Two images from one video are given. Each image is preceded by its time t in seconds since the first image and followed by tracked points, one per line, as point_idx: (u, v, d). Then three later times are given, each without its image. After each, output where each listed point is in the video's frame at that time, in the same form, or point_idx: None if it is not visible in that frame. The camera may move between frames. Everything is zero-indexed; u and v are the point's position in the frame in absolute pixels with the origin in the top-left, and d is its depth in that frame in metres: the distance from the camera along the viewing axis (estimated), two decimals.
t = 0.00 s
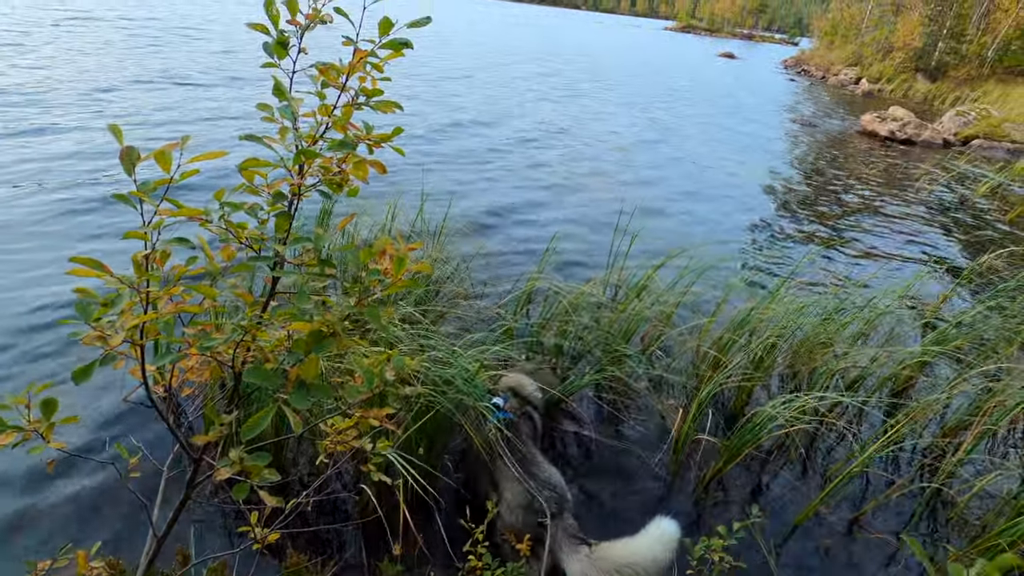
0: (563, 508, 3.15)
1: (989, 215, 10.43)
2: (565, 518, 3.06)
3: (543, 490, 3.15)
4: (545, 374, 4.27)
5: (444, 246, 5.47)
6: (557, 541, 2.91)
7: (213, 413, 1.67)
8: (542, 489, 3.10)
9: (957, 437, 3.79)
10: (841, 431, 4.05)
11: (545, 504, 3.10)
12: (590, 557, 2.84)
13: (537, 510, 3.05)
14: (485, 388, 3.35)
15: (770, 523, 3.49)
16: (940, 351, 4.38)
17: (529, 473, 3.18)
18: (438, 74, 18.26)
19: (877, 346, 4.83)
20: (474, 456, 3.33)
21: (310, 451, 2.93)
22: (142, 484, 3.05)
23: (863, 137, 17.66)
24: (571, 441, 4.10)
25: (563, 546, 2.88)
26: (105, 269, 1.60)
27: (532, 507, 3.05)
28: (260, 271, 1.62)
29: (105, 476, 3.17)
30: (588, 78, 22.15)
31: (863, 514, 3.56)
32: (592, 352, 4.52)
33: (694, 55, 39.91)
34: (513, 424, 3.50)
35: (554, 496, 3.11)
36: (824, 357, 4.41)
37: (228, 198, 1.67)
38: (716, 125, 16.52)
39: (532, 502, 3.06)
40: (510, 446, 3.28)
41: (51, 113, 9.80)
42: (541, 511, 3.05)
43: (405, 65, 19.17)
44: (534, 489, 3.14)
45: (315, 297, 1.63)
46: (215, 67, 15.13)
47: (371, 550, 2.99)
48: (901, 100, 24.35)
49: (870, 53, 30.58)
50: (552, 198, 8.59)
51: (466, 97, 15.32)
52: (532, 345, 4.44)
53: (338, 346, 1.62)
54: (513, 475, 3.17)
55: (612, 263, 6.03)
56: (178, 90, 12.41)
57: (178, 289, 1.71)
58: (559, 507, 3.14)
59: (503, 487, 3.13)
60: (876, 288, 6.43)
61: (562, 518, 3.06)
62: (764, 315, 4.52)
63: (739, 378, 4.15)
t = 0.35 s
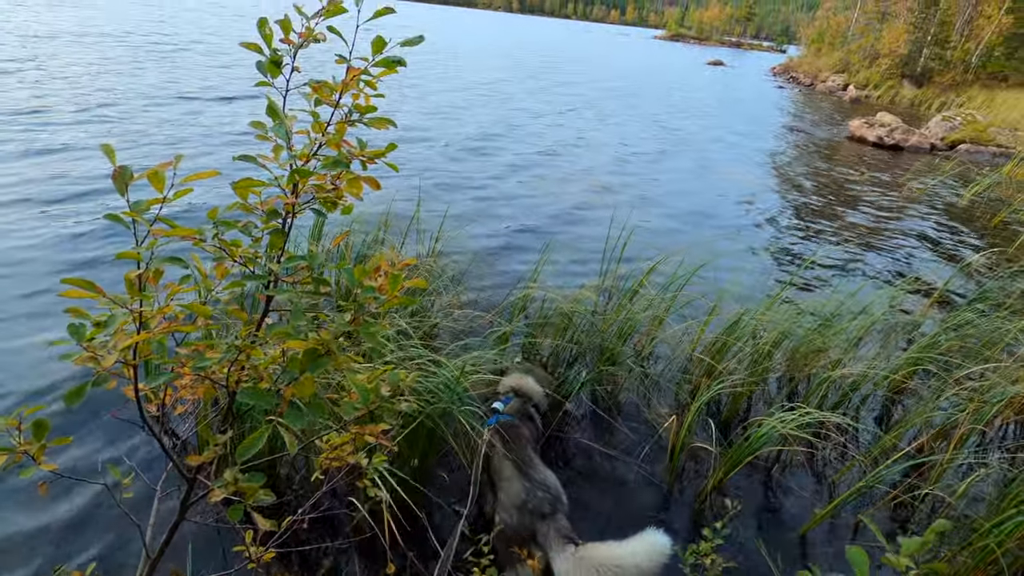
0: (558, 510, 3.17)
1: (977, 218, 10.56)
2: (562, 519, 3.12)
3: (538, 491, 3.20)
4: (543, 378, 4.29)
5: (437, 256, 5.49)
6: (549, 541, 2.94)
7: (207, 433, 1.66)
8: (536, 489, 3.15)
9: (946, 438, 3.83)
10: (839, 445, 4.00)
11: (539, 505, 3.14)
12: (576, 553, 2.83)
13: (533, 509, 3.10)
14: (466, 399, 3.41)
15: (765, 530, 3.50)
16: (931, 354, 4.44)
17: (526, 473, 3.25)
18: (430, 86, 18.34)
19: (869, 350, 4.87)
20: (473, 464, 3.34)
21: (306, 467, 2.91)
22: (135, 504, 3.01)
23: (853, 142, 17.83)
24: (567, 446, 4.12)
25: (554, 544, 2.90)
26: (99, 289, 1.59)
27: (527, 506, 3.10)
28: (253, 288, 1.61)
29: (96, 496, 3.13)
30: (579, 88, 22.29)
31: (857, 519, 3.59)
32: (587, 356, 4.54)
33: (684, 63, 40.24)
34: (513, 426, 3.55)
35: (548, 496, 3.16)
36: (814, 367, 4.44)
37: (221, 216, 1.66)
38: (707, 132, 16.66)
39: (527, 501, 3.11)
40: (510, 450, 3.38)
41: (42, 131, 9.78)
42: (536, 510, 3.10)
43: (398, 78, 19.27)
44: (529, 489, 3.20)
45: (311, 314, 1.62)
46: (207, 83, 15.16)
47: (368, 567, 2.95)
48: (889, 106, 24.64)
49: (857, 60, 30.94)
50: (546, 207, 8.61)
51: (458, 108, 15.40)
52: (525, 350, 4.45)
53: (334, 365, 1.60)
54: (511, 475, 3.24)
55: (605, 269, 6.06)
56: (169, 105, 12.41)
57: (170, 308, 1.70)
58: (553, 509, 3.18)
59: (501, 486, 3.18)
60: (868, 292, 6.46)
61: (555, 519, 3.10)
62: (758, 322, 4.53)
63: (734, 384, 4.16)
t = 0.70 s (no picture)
0: (559, 515, 3.17)
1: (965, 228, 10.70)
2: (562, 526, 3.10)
3: (541, 495, 3.20)
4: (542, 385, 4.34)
5: (432, 266, 5.51)
6: (549, 545, 2.95)
7: (201, 452, 1.64)
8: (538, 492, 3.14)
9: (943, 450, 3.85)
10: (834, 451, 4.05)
11: (541, 509, 3.13)
12: (574, 558, 2.82)
13: (534, 513, 3.10)
14: (472, 411, 3.34)
15: (766, 540, 3.50)
16: (924, 364, 4.49)
17: (530, 477, 3.24)
18: (424, 98, 18.47)
19: (862, 360, 4.91)
20: (475, 474, 3.36)
21: (301, 481, 2.89)
22: (126, 522, 2.97)
23: (842, 152, 18.07)
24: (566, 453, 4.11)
25: (553, 551, 2.90)
26: (93, 307, 1.58)
27: (528, 510, 3.10)
28: (249, 305, 1.61)
29: (86, 516, 3.07)
30: (572, 99, 22.50)
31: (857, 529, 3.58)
32: (582, 364, 4.56)
33: (675, 74, 40.71)
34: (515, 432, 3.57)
35: (551, 501, 3.15)
36: (807, 375, 4.47)
37: (217, 233, 1.66)
38: (698, 143, 16.84)
39: (528, 505, 3.11)
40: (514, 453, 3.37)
41: (34, 146, 9.75)
42: (537, 514, 3.09)
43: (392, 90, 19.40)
44: (532, 493, 3.19)
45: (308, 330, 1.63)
46: (203, 97, 15.22)
47: None
48: (876, 116, 25.03)
49: (844, 70, 31.42)
50: (541, 218, 8.67)
51: (452, 120, 15.52)
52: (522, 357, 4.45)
53: (331, 382, 1.60)
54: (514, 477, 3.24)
55: (600, 279, 6.10)
56: (163, 120, 12.42)
57: (165, 324, 1.69)
58: (554, 513, 3.17)
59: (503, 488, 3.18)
60: (860, 300, 6.53)
61: (556, 524, 3.10)
62: (752, 330, 4.55)
63: (729, 394, 4.17)
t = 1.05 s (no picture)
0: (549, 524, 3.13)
1: (954, 236, 10.83)
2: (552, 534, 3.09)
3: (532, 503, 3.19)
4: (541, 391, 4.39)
5: (428, 275, 5.52)
6: (535, 551, 2.90)
7: (195, 470, 1.62)
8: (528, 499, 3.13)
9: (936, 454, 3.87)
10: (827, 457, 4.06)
11: (531, 516, 3.11)
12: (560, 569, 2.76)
13: (522, 519, 3.07)
14: (466, 418, 3.35)
15: (763, 549, 3.48)
16: (915, 372, 4.54)
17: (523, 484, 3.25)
18: (418, 109, 18.55)
19: (855, 367, 4.94)
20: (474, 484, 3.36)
21: (296, 495, 2.87)
22: (117, 543, 2.91)
23: (833, 160, 18.27)
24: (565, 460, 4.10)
25: (541, 560, 2.84)
26: (86, 324, 1.56)
27: (518, 517, 3.07)
28: (244, 322, 1.59)
29: (77, 536, 3.02)
30: (566, 109, 22.67)
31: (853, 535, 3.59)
32: (579, 373, 4.55)
33: (667, 84, 41.15)
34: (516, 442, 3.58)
35: (540, 509, 3.14)
36: (801, 383, 4.49)
37: (212, 249, 1.65)
38: (691, 151, 16.97)
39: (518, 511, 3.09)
40: (511, 460, 3.37)
41: (25, 159, 9.69)
42: (527, 520, 3.07)
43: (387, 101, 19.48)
44: (523, 500, 3.18)
45: (307, 344, 1.63)
46: (197, 108, 15.24)
47: None
48: (866, 125, 25.36)
49: (834, 79, 31.84)
50: (536, 228, 8.68)
51: (447, 131, 15.59)
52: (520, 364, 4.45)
53: (326, 400, 1.59)
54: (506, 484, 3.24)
55: (594, 288, 6.12)
56: (156, 133, 12.40)
57: (158, 341, 1.67)
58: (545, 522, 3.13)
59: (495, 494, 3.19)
60: (853, 308, 6.56)
61: (544, 531, 3.06)
62: (746, 339, 4.57)
63: (725, 403, 4.17)
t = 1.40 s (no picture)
0: (527, 537, 3.36)
1: (942, 241, 10.97)
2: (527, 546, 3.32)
3: (509, 516, 3.39)
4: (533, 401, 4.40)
5: (418, 286, 5.52)
6: (512, 566, 3.14)
7: (185, 495, 1.59)
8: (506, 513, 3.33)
9: (928, 460, 3.90)
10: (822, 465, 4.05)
11: (507, 529, 3.33)
12: None
13: (499, 532, 3.28)
14: (457, 438, 3.33)
15: (759, 559, 3.48)
16: (906, 377, 4.57)
17: (501, 497, 3.42)
18: (410, 120, 18.61)
19: (848, 373, 4.96)
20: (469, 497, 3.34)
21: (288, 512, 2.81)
22: (103, 568, 2.86)
23: (821, 167, 18.48)
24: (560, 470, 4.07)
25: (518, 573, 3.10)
26: (71, 346, 1.53)
27: (496, 531, 3.28)
28: (235, 342, 1.56)
29: (61, 562, 2.96)
30: (557, 119, 22.81)
31: (850, 544, 3.58)
32: (573, 383, 4.53)
33: (657, 93, 41.52)
34: (504, 453, 3.66)
35: (518, 523, 3.35)
36: (795, 390, 4.49)
37: (201, 268, 1.63)
38: (682, 160, 17.12)
39: (495, 525, 3.29)
40: (492, 472, 3.52)
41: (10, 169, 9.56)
42: (503, 535, 3.28)
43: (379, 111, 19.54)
44: (500, 512, 3.37)
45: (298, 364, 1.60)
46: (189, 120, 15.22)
47: None
48: (853, 132, 25.71)
49: (821, 87, 32.29)
50: (529, 237, 8.71)
51: (440, 141, 15.66)
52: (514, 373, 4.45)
53: (317, 421, 1.57)
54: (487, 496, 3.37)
55: (587, 297, 6.11)
56: (145, 144, 12.32)
57: (146, 360, 1.64)
58: (521, 535, 3.36)
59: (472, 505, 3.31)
60: (845, 314, 6.61)
61: (521, 545, 3.30)
62: (740, 347, 4.57)
63: (719, 411, 4.15)
